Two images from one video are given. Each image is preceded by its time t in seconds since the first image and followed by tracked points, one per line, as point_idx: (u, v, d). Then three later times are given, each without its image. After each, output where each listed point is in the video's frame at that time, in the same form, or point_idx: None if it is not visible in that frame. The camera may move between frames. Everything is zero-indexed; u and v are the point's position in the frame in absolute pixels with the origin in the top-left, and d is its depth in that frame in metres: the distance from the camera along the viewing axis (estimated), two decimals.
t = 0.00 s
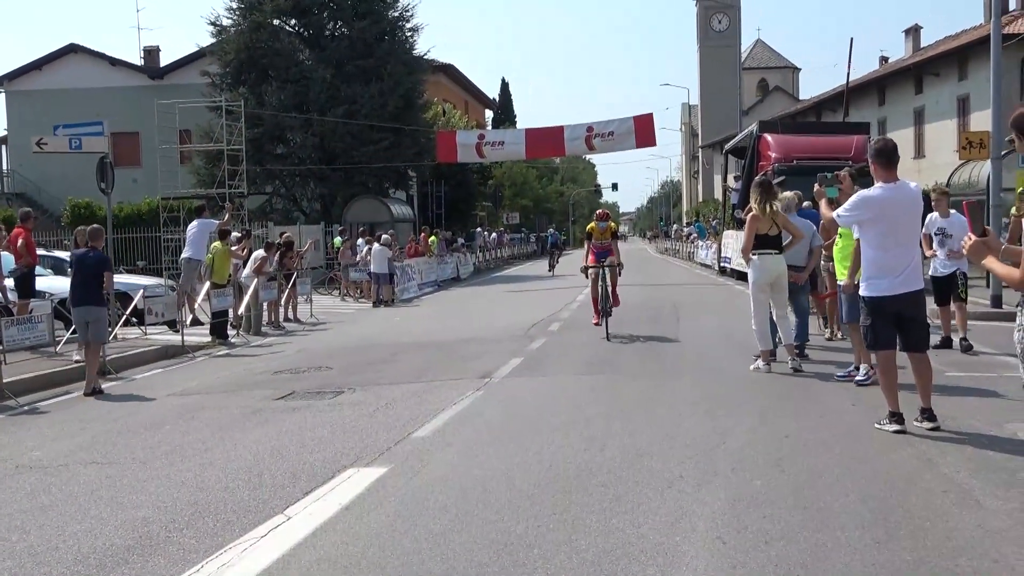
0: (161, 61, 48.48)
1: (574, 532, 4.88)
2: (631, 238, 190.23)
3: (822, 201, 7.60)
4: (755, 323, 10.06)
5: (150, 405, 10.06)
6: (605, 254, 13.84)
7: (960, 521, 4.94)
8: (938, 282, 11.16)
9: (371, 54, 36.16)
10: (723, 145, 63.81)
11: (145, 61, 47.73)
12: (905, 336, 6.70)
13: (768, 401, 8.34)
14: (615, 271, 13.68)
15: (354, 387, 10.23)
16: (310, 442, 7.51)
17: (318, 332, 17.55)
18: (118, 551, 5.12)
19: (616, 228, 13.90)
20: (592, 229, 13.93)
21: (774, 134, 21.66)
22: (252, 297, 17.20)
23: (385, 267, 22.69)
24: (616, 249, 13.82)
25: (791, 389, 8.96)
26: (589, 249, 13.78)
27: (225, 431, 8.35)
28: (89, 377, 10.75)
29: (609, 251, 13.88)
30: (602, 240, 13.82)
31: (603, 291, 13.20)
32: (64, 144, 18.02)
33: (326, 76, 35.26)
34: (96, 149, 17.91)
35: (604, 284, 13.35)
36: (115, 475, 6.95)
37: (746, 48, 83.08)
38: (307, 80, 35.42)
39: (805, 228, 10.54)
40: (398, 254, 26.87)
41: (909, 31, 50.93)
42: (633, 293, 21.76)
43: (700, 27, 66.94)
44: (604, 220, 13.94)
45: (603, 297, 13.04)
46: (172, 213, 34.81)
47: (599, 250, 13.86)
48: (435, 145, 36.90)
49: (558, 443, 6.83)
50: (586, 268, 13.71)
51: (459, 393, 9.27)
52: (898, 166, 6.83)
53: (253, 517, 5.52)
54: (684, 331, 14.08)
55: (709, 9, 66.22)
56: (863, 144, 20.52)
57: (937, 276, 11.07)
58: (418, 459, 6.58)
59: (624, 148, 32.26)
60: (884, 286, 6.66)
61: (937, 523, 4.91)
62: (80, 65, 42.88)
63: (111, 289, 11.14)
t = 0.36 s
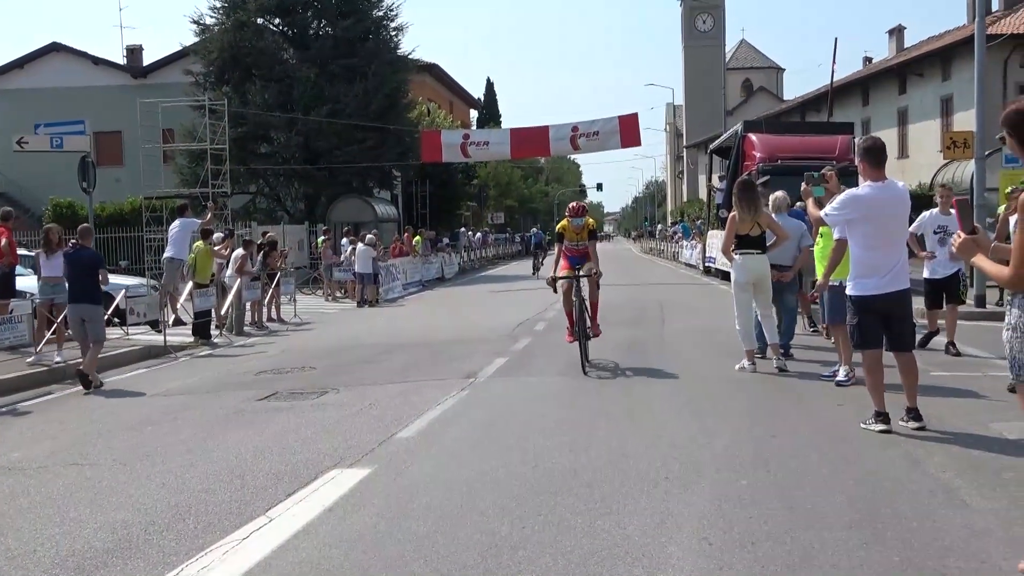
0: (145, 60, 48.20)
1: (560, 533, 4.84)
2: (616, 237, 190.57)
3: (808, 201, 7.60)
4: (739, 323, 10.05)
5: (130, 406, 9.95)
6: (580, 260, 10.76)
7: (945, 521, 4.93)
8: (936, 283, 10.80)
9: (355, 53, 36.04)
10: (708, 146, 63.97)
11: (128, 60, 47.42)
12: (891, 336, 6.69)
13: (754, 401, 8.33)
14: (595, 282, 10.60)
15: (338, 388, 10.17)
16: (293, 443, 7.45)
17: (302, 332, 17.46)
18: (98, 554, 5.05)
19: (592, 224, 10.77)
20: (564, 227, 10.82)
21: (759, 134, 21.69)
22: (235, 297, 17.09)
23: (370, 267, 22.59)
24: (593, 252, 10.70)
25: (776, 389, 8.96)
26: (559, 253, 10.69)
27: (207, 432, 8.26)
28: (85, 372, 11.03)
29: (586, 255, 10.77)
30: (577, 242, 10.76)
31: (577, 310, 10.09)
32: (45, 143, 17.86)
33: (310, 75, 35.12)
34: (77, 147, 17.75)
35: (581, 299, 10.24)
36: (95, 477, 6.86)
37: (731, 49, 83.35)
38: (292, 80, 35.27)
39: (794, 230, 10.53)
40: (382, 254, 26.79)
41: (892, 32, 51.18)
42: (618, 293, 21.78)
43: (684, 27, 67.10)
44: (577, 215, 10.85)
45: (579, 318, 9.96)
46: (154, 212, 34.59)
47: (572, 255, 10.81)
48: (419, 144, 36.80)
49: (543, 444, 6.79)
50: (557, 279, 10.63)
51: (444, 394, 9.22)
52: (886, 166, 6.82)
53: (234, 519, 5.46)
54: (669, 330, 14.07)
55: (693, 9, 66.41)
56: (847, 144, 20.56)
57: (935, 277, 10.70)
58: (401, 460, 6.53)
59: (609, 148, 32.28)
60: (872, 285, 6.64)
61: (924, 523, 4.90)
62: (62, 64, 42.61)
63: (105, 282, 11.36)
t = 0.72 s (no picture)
0: (112, 59, 47.66)
1: (530, 532, 4.84)
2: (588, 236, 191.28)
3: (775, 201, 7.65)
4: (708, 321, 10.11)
5: (96, 408, 9.82)
6: (531, 267, 7.68)
7: (913, 518, 4.99)
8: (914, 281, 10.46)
9: (325, 52, 35.81)
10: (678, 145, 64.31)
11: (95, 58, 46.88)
12: (859, 334, 6.72)
13: (723, 399, 8.37)
14: (550, 301, 7.46)
15: (307, 388, 10.10)
16: (262, 445, 7.39)
17: (273, 332, 17.35)
18: (62, 558, 4.98)
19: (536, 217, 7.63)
20: (497, 223, 7.64)
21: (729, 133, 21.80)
22: (205, 298, 16.94)
23: (341, 267, 22.47)
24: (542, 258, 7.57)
25: (747, 387, 9.02)
26: (495, 260, 7.51)
27: (175, 434, 8.18)
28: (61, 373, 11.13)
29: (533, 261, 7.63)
30: (516, 244, 7.60)
31: (523, 346, 7.03)
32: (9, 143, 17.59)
33: (279, 75, 34.90)
34: (43, 147, 17.52)
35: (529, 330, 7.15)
36: (60, 480, 6.78)
37: (701, 48, 83.79)
38: (261, 79, 35.03)
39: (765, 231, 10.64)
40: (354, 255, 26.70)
41: (861, 31, 51.62)
42: (589, 292, 21.83)
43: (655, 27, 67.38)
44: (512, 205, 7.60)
45: (524, 361, 6.91)
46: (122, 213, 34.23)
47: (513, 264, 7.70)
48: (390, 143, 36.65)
49: (514, 444, 6.78)
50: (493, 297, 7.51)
51: (415, 394, 9.19)
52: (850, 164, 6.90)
53: (201, 522, 5.41)
54: (641, 329, 14.09)
55: (664, 9, 66.75)
56: (816, 142, 20.69)
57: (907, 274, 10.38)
58: (372, 462, 6.49)
59: (580, 147, 32.33)
60: (840, 282, 6.67)
61: (892, 520, 4.95)
62: (28, 63, 42.06)
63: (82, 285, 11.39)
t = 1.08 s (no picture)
0: (99, 57, 47.45)
1: (510, 533, 4.83)
2: (577, 235, 191.44)
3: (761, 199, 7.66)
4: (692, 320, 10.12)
5: (81, 409, 9.78)
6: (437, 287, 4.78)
7: (893, 517, 5.00)
8: (898, 281, 10.36)
9: (313, 51, 35.70)
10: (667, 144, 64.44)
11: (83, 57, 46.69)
12: (841, 332, 6.75)
13: (708, 398, 8.39)
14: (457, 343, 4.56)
15: (293, 388, 10.07)
16: (245, 445, 7.37)
17: (260, 332, 17.31)
18: (41, 559, 4.96)
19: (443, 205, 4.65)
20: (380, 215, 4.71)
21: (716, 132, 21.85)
22: (191, 297, 16.89)
23: (329, 266, 22.44)
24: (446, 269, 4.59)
25: (731, 386, 9.03)
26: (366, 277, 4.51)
27: (159, 434, 8.15)
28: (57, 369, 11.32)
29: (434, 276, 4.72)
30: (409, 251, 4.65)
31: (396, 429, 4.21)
32: None
33: (267, 74, 34.79)
34: (28, 146, 17.43)
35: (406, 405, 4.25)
36: (43, 481, 6.75)
37: (690, 47, 83.92)
38: (249, 78, 34.92)
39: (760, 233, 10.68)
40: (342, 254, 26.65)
41: (848, 30, 51.78)
42: (577, 291, 21.86)
43: (643, 26, 67.48)
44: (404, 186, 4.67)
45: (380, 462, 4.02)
46: (109, 212, 34.09)
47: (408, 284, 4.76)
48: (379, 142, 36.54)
49: (496, 444, 6.78)
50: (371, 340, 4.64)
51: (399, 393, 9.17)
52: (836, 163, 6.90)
53: (180, 523, 5.39)
54: (628, 328, 14.11)
55: (652, 8, 66.86)
56: (803, 142, 20.74)
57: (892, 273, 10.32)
58: (355, 462, 6.48)
59: (568, 146, 32.35)
60: (824, 281, 6.70)
61: (872, 519, 4.96)
62: (14, 61, 41.85)
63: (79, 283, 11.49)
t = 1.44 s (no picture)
0: (89, 57, 47.32)
1: (489, 534, 4.83)
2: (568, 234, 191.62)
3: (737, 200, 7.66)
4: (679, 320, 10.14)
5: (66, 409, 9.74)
6: None
7: (873, 517, 5.02)
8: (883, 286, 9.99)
9: (303, 50, 35.65)
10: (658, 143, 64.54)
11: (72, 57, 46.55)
12: (813, 333, 6.75)
13: (693, 398, 8.40)
14: None
15: (279, 389, 10.05)
16: (229, 446, 7.35)
17: (249, 332, 17.26)
18: (20, 561, 4.93)
19: None
20: None
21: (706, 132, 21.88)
22: (179, 297, 16.85)
23: (318, 266, 22.40)
24: None
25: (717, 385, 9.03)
26: None
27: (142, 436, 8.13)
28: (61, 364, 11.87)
29: None
30: None
31: None
32: None
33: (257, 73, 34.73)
34: (16, 145, 17.36)
35: None
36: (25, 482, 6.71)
37: (681, 46, 84.09)
38: (239, 77, 34.85)
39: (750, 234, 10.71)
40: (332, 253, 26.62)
41: (838, 30, 51.93)
42: (567, 291, 21.87)
43: (634, 26, 67.59)
44: None
45: None
46: (99, 212, 33.99)
47: None
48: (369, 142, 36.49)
49: (480, 445, 6.78)
50: None
51: (384, 394, 9.16)
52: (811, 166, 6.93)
53: (161, 525, 5.37)
54: (616, 328, 14.12)
55: (643, 7, 66.98)
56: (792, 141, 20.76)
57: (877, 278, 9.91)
58: (339, 463, 6.47)
59: (558, 147, 32.37)
60: (798, 280, 6.71)
61: (852, 520, 4.97)
62: (3, 61, 41.69)
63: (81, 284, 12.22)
